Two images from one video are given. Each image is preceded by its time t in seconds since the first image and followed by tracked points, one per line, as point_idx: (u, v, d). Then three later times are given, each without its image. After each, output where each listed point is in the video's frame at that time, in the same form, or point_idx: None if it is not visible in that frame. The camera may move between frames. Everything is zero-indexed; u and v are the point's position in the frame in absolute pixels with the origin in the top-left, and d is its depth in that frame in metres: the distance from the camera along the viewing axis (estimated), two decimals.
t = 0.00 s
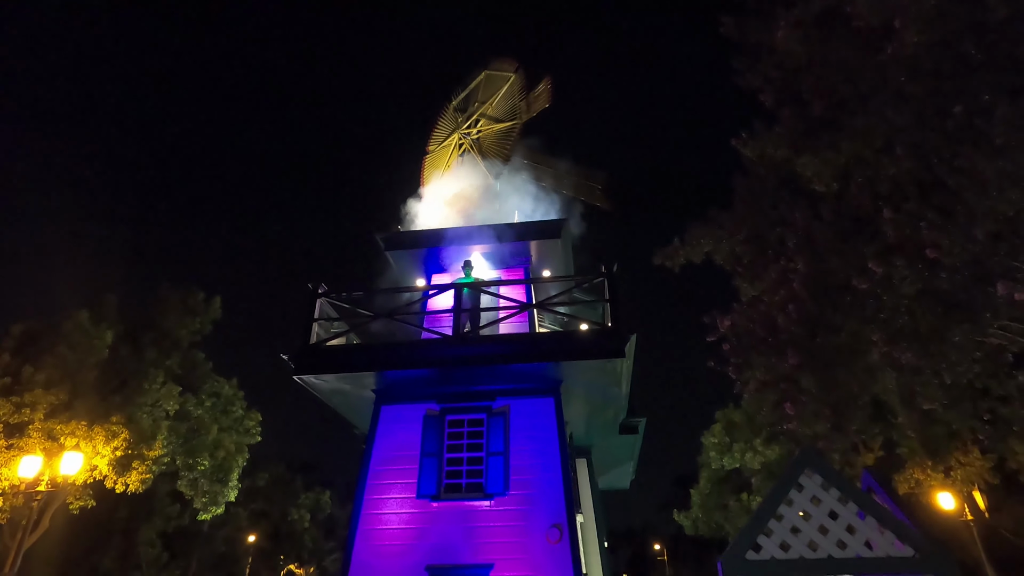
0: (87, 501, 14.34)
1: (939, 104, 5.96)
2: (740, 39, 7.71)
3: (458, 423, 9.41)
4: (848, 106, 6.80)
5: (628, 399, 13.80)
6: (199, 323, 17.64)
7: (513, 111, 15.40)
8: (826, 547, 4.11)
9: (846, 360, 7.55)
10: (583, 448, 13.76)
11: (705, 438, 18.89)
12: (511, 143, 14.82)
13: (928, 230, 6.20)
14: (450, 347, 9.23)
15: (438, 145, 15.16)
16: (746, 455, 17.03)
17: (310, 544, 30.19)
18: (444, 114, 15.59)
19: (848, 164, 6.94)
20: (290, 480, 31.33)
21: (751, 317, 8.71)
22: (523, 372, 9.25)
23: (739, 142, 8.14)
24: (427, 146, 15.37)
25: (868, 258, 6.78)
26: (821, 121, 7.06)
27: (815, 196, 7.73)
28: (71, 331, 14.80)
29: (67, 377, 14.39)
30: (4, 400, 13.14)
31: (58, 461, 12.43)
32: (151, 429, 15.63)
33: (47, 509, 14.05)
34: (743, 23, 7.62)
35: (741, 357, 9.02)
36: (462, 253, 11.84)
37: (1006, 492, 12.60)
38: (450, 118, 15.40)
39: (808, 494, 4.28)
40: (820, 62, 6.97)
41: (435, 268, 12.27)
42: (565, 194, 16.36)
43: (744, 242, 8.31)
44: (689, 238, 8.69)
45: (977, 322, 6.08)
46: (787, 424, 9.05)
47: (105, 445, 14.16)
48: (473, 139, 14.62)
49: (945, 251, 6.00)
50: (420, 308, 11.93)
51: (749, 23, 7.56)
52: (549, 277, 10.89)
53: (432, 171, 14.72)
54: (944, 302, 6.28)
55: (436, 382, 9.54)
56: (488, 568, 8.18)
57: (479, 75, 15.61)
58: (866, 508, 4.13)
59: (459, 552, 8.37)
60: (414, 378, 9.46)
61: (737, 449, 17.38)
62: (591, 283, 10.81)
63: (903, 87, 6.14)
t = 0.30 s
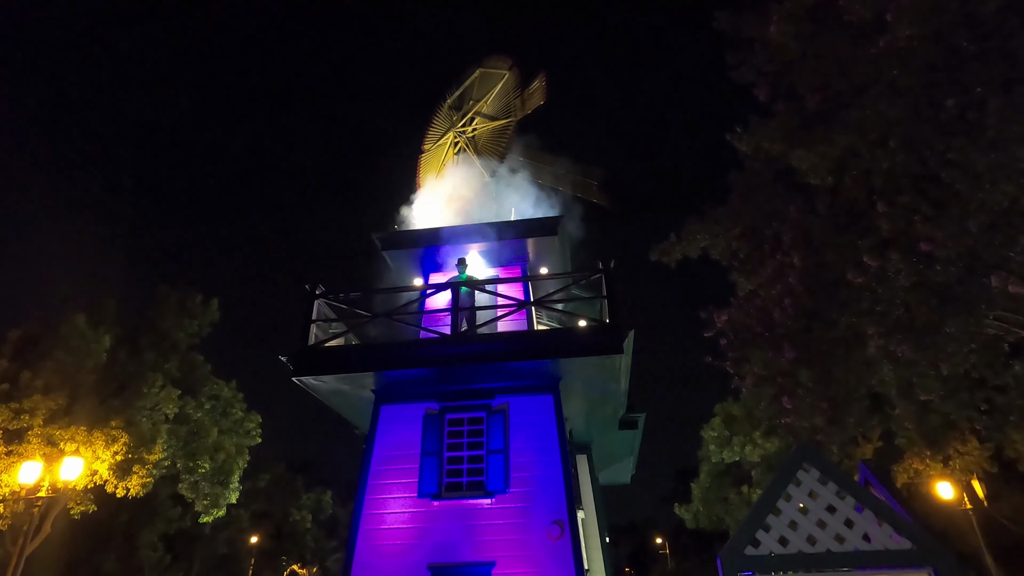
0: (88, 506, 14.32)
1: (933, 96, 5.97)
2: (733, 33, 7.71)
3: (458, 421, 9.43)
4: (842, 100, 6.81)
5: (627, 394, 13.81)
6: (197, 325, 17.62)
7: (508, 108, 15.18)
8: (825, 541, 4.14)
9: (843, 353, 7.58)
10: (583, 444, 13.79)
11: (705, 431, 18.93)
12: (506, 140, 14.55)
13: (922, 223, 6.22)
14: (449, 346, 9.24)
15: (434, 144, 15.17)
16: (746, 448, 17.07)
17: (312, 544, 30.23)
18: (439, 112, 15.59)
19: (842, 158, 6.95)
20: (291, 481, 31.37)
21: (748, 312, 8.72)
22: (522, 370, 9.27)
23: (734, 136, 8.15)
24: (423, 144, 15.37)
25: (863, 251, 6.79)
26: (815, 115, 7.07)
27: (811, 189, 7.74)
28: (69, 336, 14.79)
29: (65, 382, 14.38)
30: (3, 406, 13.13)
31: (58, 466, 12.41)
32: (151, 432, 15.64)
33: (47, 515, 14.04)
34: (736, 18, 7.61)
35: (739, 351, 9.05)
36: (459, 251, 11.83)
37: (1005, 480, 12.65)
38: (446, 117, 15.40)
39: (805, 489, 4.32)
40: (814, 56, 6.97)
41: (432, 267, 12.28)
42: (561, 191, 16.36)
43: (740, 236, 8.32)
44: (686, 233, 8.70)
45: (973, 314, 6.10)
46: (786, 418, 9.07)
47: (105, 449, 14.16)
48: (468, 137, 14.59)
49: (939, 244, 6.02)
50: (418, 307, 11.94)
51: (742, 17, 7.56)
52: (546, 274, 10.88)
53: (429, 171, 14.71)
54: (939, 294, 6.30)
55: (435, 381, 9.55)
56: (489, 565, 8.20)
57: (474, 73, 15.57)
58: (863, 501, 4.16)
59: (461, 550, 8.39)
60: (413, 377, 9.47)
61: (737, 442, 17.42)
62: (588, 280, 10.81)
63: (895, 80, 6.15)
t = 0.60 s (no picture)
0: (92, 507, 14.40)
1: (933, 95, 5.99)
2: (733, 32, 7.72)
3: (461, 421, 9.45)
4: (842, 98, 6.83)
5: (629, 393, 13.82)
6: (199, 327, 17.63)
7: (508, 108, 15.16)
8: (829, 539, 4.15)
9: (844, 351, 7.60)
10: (584, 443, 13.81)
11: (706, 429, 18.95)
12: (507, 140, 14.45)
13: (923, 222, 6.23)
14: (451, 346, 9.26)
15: (434, 143, 15.18)
16: (748, 445, 17.09)
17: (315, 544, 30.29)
18: (439, 112, 15.60)
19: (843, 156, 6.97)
20: (293, 481, 31.44)
21: (749, 310, 8.73)
22: (524, 369, 9.29)
23: (735, 135, 8.16)
24: (423, 144, 15.39)
25: (865, 250, 6.81)
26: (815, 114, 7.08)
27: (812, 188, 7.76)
28: (71, 338, 14.80)
29: (68, 384, 14.40)
30: (6, 409, 13.12)
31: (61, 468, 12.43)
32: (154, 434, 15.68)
33: (51, 517, 14.08)
34: (736, 17, 7.62)
35: (741, 349, 9.06)
36: (460, 251, 11.84)
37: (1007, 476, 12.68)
38: (446, 116, 15.40)
39: (809, 487, 4.34)
40: (814, 54, 6.98)
41: (433, 267, 12.30)
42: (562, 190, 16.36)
43: (741, 235, 8.34)
44: (687, 232, 8.71)
45: (974, 311, 6.11)
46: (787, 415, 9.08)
47: (108, 451, 14.18)
48: (468, 137, 14.58)
49: (941, 243, 6.00)
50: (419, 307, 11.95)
51: (742, 16, 7.56)
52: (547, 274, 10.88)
53: (429, 170, 14.76)
54: (940, 293, 6.32)
55: (437, 381, 9.57)
56: (493, 565, 8.23)
57: (474, 72, 15.55)
58: (866, 499, 4.17)
59: (465, 550, 8.41)
60: (415, 377, 9.49)
61: (738, 440, 17.45)
62: (590, 279, 10.82)
63: (896, 79, 6.16)
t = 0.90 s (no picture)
0: (95, 510, 14.42)
1: (933, 90, 6.01)
2: (732, 29, 7.73)
3: (464, 420, 9.46)
4: (842, 94, 6.85)
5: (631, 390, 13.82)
6: (200, 329, 17.64)
7: (506, 108, 14.78)
8: (835, 533, 4.17)
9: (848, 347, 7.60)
10: (587, 441, 13.82)
11: (708, 426, 18.97)
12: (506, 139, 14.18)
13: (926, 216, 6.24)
14: (454, 346, 9.27)
15: (434, 143, 15.17)
16: (750, 442, 17.09)
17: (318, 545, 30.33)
18: (439, 112, 15.59)
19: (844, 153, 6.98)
20: (296, 483, 31.43)
21: (752, 307, 8.75)
22: (526, 368, 9.30)
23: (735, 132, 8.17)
24: (423, 144, 15.40)
25: (867, 245, 6.83)
26: (815, 110, 7.11)
27: (813, 184, 7.77)
28: (73, 342, 14.81)
29: (70, 388, 14.41)
30: (9, 413, 13.16)
31: (65, 472, 12.43)
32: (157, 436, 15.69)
33: (55, 520, 14.09)
34: (736, 14, 7.63)
35: (743, 346, 9.07)
36: (461, 251, 11.85)
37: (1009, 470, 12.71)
38: (445, 117, 15.37)
39: (815, 482, 4.36)
40: (814, 51, 6.99)
41: (434, 268, 12.33)
42: (562, 189, 16.37)
43: (743, 232, 8.35)
44: (688, 230, 8.72)
45: (977, 306, 6.13)
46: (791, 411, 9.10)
47: (112, 454, 14.20)
48: (468, 136, 14.48)
49: (944, 238, 6.06)
50: (421, 308, 11.97)
51: (741, 13, 7.58)
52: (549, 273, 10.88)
53: (428, 170, 14.80)
54: (943, 287, 6.34)
55: (440, 380, 9.58)
56: (497, 564, 8.24)
57: (473, 72, 15.51)
58: (872, 493, 4.19)
59: (469, 549, 8.43)
60: (417, 377, 9.50)
61: (740, 437, 17.48)
62: (591, 278, 10.82)
63: (897, 74, 6.18)
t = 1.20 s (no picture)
0: (100, 502, 14.50)
1: (941, 85, 6.00)
2: (738, 23, 7.72)
3: (467, 414, 9.49)
4: (849, 89, 6.84)
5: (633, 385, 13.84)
6: (204, 323, 17.70)
7: (509, 102, 14.67)
8: (841, 525, 4.20)
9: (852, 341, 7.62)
10: (589, 435, 13.86)
11: (710, 422, 19.01)
12: (509, 133, 14.09)
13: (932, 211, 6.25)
14: (457, 340, 9.30)
15: (437, 138, 15.16)
16: (752, 437, 17.13)
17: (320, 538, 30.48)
18: (442, 106, 15.56)
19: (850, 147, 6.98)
20: (299, 476, 31.53)
21: (756, 301, 8.76)
22: (529, 362, 9.32)
23: (740, 127, 8.18)
24: (426, 139, 15.39)
25: (873, 240, 6.84)
26: (821, 105, 7.11)
27: (818, 179, 7.77)
28: (78, 335, 14.87)
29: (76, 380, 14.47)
30: (15, 405, 13.25)
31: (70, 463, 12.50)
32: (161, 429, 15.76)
33: (60, 512, 14.17)
34: (742, 8, 7.62)
35: (747, 340, 9.09)
36: (464, 245, 11.87)
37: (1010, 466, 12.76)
38: (449, 111, 15.34)
39: (820, 474, 4.38)
40: (821, 45, 6.98)
41: (438, 262, 12.34)
42: (565, 184, 16.36)
43: (748, 226, 8.36)
44: (693, 224, 8.73)
45: (982, 300, 6.15)
46: (794, 404, 9.12)
47: (117, 446, 14.29)
48: (471, 131, 14.46)
49: (951, 232, 6.07)
50: (424, 302, 12.00)
51: (747, 7, 7.57)
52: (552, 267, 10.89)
53: (431, 164, 14.80)
54: (949, 282, 6.35)
55: (443, 374, 9.62)
56: (501, 556, 8.28)
57: (476, 67, 15.50)
58: (877, 485, 4.21)
59: (472, 542, 8.47)
60: (421, 371, 9.53)
61: (742, 432, 17.51)
62: (594, 272, 10.83)
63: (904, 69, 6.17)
